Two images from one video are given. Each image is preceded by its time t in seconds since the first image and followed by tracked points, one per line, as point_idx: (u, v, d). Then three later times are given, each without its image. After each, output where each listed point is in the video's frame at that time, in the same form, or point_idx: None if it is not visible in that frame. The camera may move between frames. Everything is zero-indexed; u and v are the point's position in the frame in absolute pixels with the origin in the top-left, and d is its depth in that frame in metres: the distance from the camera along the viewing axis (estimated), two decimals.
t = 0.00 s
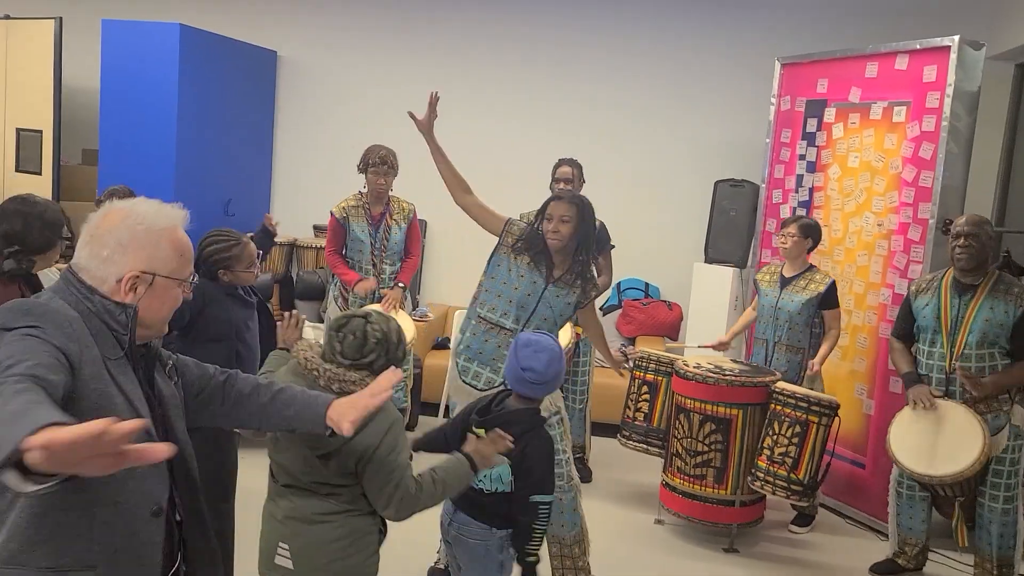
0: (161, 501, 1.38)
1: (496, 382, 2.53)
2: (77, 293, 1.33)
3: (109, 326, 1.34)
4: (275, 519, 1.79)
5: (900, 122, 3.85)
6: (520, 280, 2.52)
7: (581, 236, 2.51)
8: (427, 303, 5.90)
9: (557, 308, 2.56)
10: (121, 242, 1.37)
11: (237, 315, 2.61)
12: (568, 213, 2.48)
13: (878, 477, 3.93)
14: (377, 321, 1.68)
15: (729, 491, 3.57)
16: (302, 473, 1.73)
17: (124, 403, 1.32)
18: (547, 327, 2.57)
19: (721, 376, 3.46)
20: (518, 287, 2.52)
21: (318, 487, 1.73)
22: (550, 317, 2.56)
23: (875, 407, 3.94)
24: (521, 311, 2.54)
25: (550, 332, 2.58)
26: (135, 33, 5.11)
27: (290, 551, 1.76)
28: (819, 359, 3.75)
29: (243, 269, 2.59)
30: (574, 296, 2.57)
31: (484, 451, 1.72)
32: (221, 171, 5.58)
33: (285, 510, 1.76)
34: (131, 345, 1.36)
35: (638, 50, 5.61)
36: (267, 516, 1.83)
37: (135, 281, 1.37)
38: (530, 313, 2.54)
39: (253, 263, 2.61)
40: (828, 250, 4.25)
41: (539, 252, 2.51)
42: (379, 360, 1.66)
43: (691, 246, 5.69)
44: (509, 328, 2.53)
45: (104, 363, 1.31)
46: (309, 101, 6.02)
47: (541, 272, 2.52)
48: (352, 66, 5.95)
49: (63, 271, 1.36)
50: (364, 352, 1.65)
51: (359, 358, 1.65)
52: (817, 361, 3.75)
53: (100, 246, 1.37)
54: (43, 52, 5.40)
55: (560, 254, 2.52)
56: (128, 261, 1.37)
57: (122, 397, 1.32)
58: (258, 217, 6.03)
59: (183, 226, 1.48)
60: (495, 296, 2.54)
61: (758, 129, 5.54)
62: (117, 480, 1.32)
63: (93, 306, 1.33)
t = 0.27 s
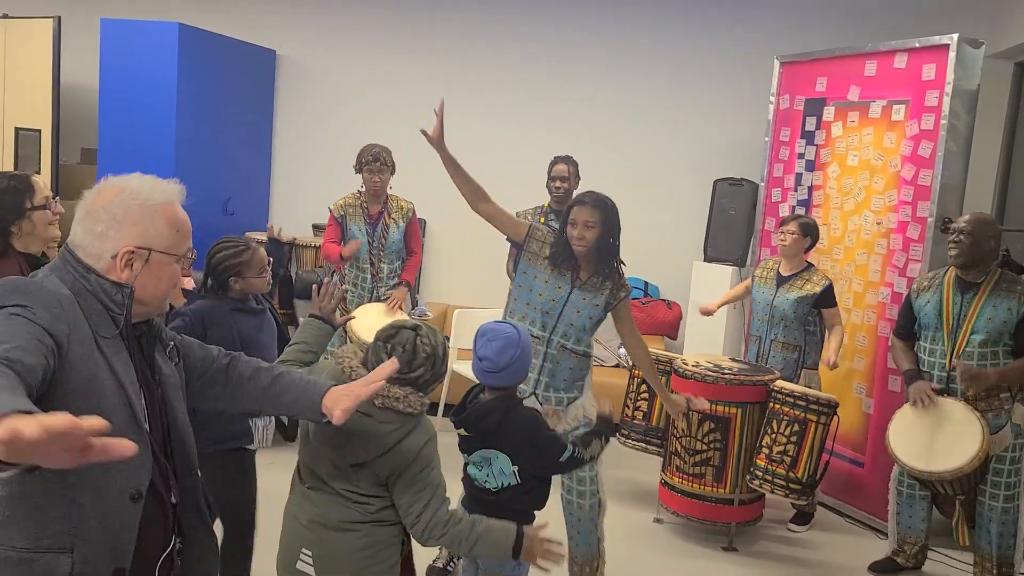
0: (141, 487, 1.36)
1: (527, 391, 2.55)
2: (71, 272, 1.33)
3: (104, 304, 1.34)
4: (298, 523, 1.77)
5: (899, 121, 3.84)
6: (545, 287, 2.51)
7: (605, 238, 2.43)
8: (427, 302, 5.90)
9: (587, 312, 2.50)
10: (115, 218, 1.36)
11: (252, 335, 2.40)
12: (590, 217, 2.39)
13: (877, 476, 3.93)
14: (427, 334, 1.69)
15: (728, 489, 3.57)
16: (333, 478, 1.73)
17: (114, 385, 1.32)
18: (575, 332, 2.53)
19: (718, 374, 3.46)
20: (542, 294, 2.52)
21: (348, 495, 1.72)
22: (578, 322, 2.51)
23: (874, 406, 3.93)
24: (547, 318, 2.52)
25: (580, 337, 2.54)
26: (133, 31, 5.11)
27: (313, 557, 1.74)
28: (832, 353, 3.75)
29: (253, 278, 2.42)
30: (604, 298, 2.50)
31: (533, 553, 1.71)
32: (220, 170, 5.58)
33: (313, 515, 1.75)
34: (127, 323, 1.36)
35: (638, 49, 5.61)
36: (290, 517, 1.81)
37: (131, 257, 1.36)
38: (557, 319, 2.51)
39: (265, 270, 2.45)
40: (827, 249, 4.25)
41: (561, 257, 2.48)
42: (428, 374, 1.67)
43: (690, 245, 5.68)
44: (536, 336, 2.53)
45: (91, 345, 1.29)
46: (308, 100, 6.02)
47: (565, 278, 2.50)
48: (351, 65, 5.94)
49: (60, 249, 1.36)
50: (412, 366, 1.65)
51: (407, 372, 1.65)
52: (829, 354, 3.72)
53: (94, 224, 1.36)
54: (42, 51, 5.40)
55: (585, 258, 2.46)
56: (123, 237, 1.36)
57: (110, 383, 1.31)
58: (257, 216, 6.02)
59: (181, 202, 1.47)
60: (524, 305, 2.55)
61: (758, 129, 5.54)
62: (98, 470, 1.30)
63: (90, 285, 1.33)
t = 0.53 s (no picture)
0: (178, 489, 1.35)
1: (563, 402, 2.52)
2: (87, 278, 1.27)
3: (126, 311, 1.29)
4: (304, 521, 1.79)
5: (898, 119, 3.84)
6: (575, 292, 2.52)
7: (630, 231, 2.47)
8: (426, 301, 5.90)
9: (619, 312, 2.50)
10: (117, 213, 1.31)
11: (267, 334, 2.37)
12: (616, 209, 2.43)
13: (876, 475, 3.93)
14: (428, 342, 1.67)
15: (727, 488, 3.58)
16: (340, 480, 1.73)
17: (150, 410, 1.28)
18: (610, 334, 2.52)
19: (718, 373, 3.45)
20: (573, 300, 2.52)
21: (355, 496, 1.72)
22: (611, 323, 2.50)
23: (872, 405, 3.94)
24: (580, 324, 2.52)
25: (616, 340, 2.52)
26: (133, 31, 5.11)
27: (320, 557, 1.76)
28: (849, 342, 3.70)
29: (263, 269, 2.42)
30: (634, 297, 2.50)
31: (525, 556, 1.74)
32: (219, 169, 5.58)
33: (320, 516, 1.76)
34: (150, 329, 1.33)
35: (638, 48, 5.61)
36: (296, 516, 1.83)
37: (139, 252, 1.31)
38: (590, 323, 2.51)
39: (272, 260, 2.45)
40: (826, 248, 4.25)
41: (588, 260, 2.49)
42: (432, 382, 1.66)
43: (689, 244, 5.69)
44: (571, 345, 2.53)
45: (134, 367, 1.25)
46: (308, 99, 6.02)
47: (592, 280, 2.51)
48: (351, 65, 5.94)
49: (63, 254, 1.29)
50: (415, 375, 1.65)
51: (410, 381, 1.64)
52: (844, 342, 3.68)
53: (95, 221, 1.30)
54: (42, 50, 5.39)
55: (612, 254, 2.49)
56: (127, 232, 1.31)
57: (147, 405, 1.28)
58: (256, 215, 6.02)
59: (177, 191, 1.42)
60: (554, 313, 2.54)
61: (757, 128, 5.54)
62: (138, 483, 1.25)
63: (110, 290, 1.28)
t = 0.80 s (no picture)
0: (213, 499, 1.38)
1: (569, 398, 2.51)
2: (107, 275, 1.24)
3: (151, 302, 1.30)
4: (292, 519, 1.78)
5: (896, 117, 3.85)
6: (584, 289, 2.52)
7: (643, 229, 2.48)
8: (424, 300, 5.90)
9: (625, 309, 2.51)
10: (117, 199, 1.26)
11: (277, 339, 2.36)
12: (628, 207, 2.43)
13: (874, 473, 3.93)
14: (399, 320, 1.69)
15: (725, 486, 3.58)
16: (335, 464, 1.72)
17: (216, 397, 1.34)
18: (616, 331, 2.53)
19: (715, 371, 3.45)
20: (582, 297, 2.53)
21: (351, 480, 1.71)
22: (619, 321, 2.51)
23: (870, 403, 3.94)
24: (589, 322, 2.53)
25: (623, 338, 2.54)
26: (131, 29, 5.10)
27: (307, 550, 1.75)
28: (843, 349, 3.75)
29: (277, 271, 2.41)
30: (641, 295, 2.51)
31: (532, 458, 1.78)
32: (217, 168, 5.58)
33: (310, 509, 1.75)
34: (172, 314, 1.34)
35: (636, 47, 5.61)
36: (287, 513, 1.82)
37: (143, 240, 1.26)
38: (598, 321, 2.52)
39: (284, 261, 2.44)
40: (824, 246, 4.24)
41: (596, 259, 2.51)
42: (408, 358, 1.67)
43: (687, 243, 5.69)
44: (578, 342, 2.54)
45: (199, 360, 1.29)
46: (307, 98, 6.01)
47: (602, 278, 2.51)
48: (350, 64, 5.94)
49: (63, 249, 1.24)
50: (389, 352, 1.65)
51: (385, 359, 1.65)
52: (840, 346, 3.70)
53: (94, 209, 1.25)
54: (40, 48, 5.38)
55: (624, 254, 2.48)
56: (129, 219, 1.26)
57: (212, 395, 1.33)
58: (254, 214, 6.02)
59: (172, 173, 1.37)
60: (563, 310, 2.55)
61: (756, 127, 5.54)
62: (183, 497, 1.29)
63: (130, 283, 1.26)
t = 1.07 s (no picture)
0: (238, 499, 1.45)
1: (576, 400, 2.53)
2: (129, 287, 1.28)
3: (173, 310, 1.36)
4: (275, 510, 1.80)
5: (892, 116, 3.85)
6: (588, 289, 2.53)
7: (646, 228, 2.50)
8: (422, 300, 5.90)
9: (629, 308, 2.52)
10: (129, 209, 1.30)
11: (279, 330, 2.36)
12: (629, 205, 2.45)
13: (871, 471, 3.94)
14: (372, 308, 1.70)
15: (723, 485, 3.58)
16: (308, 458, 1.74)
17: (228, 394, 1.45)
18: (623, 330, 2.54)
19: (712, 369, 3.45)
20: (586, 297, 2.53)
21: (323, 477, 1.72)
22: (624, 320, 2.53)
23: (867, 401, 3.95)
24: (594, 321, 2.54)
25: (629, 337, 2.55)
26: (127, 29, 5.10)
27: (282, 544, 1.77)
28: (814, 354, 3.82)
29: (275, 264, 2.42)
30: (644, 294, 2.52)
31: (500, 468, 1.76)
32: (214, 167, 5.57)
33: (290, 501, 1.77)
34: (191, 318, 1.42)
35: (634, 47, 5.61)
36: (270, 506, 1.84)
37: (156, 248, 1.31)
38: (603, 320, 2.53)
39: (284, 255, 2.45)
40: (821, 245, 4.25)
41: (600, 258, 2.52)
42: (377, 345, 1.67)
43: (685, 242, 5.69)
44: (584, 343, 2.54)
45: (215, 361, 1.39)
46: (304, 98, 6.00)
47: (606, 277, 2.52)
48: (347, 64, 5.93)
49: (79, 260, 1.28)
50: (358, 337, 1.66)
51: (353, 343, 1.66)
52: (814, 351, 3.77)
53: (107, 219, 1.29)
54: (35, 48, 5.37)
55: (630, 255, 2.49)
56: (142, 229, 1.31)
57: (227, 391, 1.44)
58: (250, 214, 6.01)
59: (177, 181, 1.41)
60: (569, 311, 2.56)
61: (754, 126, 5.54)
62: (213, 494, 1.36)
63: (150, 293, 1.30)
